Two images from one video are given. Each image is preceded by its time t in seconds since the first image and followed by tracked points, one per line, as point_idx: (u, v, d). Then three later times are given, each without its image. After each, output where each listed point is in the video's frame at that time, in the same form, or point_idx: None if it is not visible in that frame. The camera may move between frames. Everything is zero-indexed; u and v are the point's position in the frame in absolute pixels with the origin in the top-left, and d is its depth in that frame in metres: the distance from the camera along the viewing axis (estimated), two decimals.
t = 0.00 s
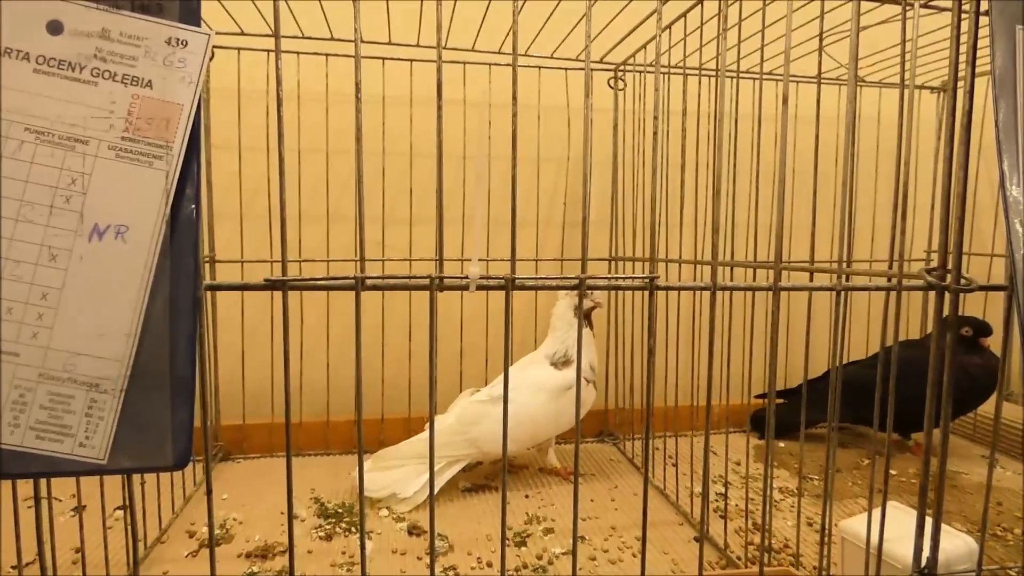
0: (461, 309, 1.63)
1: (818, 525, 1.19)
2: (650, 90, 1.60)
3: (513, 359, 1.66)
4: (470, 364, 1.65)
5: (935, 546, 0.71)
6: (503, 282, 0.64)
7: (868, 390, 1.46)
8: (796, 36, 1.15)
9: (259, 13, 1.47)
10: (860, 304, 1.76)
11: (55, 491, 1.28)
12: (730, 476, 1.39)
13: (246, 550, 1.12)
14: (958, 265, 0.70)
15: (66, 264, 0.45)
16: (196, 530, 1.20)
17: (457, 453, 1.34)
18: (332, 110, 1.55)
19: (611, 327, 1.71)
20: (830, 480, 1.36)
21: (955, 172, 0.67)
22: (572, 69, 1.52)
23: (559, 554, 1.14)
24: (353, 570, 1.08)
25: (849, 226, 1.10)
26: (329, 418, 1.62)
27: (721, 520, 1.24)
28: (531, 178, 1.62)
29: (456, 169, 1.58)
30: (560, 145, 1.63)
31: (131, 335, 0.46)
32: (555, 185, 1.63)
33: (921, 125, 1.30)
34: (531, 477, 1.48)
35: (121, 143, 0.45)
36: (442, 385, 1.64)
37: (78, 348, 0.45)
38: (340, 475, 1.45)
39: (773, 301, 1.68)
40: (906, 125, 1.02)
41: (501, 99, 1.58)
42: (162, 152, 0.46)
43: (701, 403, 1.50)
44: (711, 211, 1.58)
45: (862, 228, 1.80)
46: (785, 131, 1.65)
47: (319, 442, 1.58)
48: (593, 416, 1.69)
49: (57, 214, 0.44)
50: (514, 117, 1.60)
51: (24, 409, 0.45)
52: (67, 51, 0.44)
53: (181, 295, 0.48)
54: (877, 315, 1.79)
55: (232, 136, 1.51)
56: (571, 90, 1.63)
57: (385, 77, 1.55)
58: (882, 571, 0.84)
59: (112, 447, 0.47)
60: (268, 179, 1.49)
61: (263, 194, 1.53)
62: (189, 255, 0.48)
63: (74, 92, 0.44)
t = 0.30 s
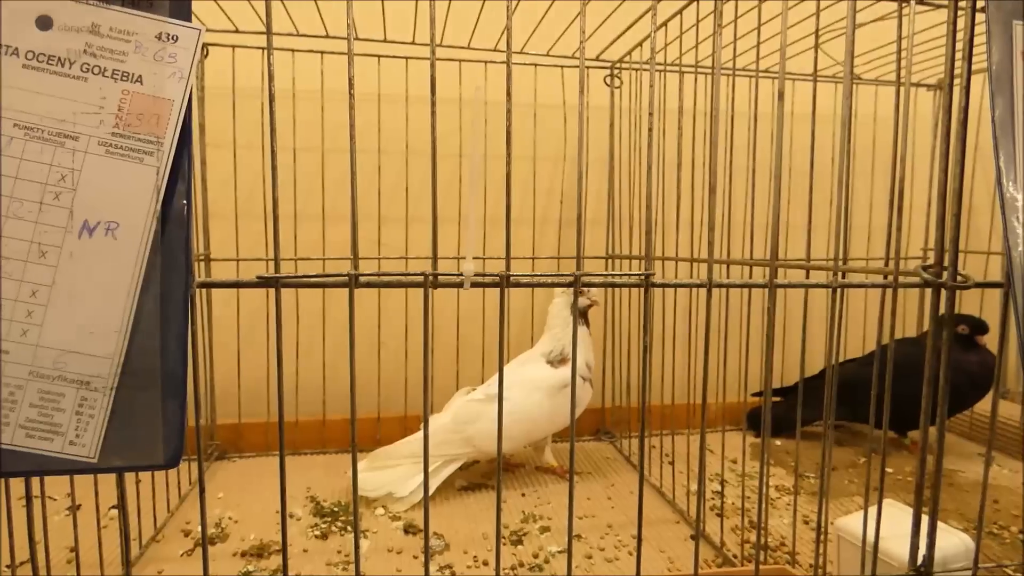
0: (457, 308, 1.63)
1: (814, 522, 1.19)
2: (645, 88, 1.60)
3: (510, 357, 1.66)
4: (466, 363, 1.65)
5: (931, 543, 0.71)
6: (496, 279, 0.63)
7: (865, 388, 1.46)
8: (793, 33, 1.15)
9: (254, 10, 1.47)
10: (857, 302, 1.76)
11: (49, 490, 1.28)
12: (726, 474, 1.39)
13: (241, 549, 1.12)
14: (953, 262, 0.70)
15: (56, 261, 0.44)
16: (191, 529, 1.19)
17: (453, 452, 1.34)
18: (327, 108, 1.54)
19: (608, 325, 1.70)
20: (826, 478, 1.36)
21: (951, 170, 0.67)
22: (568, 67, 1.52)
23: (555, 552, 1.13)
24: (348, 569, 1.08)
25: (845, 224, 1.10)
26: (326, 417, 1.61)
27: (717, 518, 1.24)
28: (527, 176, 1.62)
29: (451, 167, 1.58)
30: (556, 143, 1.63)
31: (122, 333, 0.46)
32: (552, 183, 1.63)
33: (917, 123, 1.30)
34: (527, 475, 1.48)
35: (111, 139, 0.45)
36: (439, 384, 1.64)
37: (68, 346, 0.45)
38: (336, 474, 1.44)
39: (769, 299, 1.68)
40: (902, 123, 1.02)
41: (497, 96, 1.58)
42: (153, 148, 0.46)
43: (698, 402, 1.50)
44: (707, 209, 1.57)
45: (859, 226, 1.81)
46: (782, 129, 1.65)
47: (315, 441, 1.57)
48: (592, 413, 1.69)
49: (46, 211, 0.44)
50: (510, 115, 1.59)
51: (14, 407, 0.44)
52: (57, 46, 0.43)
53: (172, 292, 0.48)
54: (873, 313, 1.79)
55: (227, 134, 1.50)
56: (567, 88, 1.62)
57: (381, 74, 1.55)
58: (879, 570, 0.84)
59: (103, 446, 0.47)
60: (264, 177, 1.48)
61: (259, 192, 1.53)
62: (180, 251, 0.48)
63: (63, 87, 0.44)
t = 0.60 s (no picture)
0: (455, 307, 1.63)
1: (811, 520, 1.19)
2: (642, 86, 1.60)
3: (508, 356, 1.66)
4: (463, 361, 1.65)
5: (928, 541, 0.71)
6: (493, 278, 0.63)
7: (862, 385, 1.46)
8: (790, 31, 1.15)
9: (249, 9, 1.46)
10: (853, 300, 1.76)
11: (46, 490, 1.27)
12: (724, 472, 1.39)
13: (239, 548, 1.12)
14: (950, 260, 0.70)
15: (50, 259, 0.44)
16: (189, 529, 1.19)
17: (450, 451, 1.34)
18: (324, 106, 1.54)
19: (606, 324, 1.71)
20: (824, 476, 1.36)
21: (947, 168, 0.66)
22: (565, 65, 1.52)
23: (553, 551, 1.13)
24: (346, 568, 1.07)
25: (841, 222, 1.10)
26: (323, 416, 1.61)
27: (715, 516, 1.24)
28: (524, 175, 1.62)
29: (448, 166, 1.58)
30: (552, 142, 1.63)
31: (117, 331, 0.46)
32: (549, 182, 1.63)
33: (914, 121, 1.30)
34: (525, 474, 1.48)
35: (105, 137, 0.45)
36: (436, 383, 1.64)
37: (63, 345, 0.45)
38: (333, 473, 1.44)
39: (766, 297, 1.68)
40: (897, 122, 1.02)
41: (493, 95, 1.58)
42: (146, 146, 0.46)
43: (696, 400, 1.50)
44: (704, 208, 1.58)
45: (856, 224, 1.81)
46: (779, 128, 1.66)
47: (312, 440, 1.57)
48: (591, 411, 1.69)
49: (40, 209, 0.44)
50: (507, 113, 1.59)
51: (9, 406, 0.44)
52: (50, 44, 0.43)
53: (167, 291, 0.48)
54: (870, 311, 1.79)
55: (222, 133, 1.50)
56: (564, 86, 1.62)
57: (377, 73, 1.54)
58: (876, 567, 0.84)
59: (98, 445, 0.47)
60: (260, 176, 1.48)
61: (256, 192, 1.52)
62: (175, 249, 0.48)
63: (56, 85, 0.44)
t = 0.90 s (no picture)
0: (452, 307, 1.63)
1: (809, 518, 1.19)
2: (639, 85, 1.60)
3: (505, 355, 1.66)
4: (461, 361, 1.65)
5: (925, 538, 0.71)
6: (490, 278, 0.63)
7: (859, 384, 1.46)
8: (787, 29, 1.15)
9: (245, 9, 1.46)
10: (851, 298, 1.77)
11: (43, 491, 1.27)
12: (721, 471, 1.39)
13: (237, 548, 1.12)
14: (947, 258, 0.70)
15: (46, 260, 0.44)
16: (186, 529, 1.19)
17: (448, 451, 1.34)
18: (321, 106, 1.54)
19: (603, 323, 1.71)
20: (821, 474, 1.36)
21: (944, 166, 0.67)
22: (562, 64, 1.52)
23: (551, 549, 1.14)
24: (344, 568, 1.08)
25: (838, 221, 1.10)
26: (321, 416, 1.61)
27: (712, 515, 1.25)
28: (521, 174, 1.62)
29: (445, 165, 1.58)
30: (550, 141, 1.63)
31: (113, 332, 0.46)
32: (547, 181, 1.63)
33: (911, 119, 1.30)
34: (524, 473, 1.48)
35: (100, 138, 0.45)
36: (434, 382, 1.64)
37: (59, 346, 0.45)
38: (331, 473, 1.44)
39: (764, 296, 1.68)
40: (894, 120, 1.03)
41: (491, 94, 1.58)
42: (142, 147, 0.46)
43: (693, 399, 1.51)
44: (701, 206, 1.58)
45: (853, 222, 1.81)
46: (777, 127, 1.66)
47: (310, 440, 1.57)
48: (590, 410, 1.70)
49: (36, 211, 0.44)
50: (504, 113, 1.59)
51: (6, 407, 0.44)
52: (46, 45, 0.43)
53: (164, 292, 0.48)
54: (867, 309, 1.79)
55: (220, 133, 1.50)
56: (561, 86, 1.62)
57: (374, 72, 1.54)
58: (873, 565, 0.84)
59: (95, 446, 0.47)
60: (257, 176, 1.48)
61: (253, 192, 1.52)
62: (171, 250, 0.48)
63: (52, 87, 0.43)
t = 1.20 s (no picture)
0: (451, 305, 1.62)
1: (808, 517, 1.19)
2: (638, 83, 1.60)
3: (505, 353, 1.66)
4: (460, 359, 1.65)
5: (924, 536, 0.71)
6: (489, 275, 0.63)
7: (859, 382, 1.46)
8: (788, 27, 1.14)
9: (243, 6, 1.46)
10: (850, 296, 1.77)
11: (42, 489, 1.27)
12: (720, 469, 1.39)
13: (235, 547, 1.12)
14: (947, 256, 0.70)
15: (43, 257, 0.44)
16: (185, 527, 1.19)
17: (447, 449, 1.34)
18: (319, 104, 1.54)
19: (602, 321, 1.70)
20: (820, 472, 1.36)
21: (944, 163, 0.66)
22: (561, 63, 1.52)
23: (550, 548, 1.13)
24: (343, 566, 1.07)
25: (839, 218, 1.10)
26: (320, 414, 1.61)
27: (711, 513, 1.25)
28: (521, 172, 1.62)
29: (444, 164, 1.57)
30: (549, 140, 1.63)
31: (110, 329, 0.46)
32: (546, 178, 1.63)
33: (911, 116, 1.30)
34: (523, 472, 1.48)
35: (97, 134, 0.44)
36: (433, 381, 1.64)
37: (55, 343, 0.44)
38: (330, 472, 1.44)
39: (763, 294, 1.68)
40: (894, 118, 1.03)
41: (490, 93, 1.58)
42: (139, 143, 0.46)
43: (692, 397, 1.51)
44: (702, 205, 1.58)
45: (852, 220, 1.81)
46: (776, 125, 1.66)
47: (309, 439, 1.57)
48: (589, 408, 1.70)
49: (32, 207, 0.43)
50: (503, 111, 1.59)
51: (1, 405, 0.44)
52: (42, 40, 0.43)
53: (161, 288, 0.48)
54: (865, 307, 1.79)
55: (218, 131, 1.49)
56: (561, 84, 1.62)
57: (372, 70, 1.54)
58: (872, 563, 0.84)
59: (92, 443, 0.46)
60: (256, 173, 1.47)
61: (251, 190, 1.52)
62: (168, 247, 0.48)
63: (49, 82, 0.43)
